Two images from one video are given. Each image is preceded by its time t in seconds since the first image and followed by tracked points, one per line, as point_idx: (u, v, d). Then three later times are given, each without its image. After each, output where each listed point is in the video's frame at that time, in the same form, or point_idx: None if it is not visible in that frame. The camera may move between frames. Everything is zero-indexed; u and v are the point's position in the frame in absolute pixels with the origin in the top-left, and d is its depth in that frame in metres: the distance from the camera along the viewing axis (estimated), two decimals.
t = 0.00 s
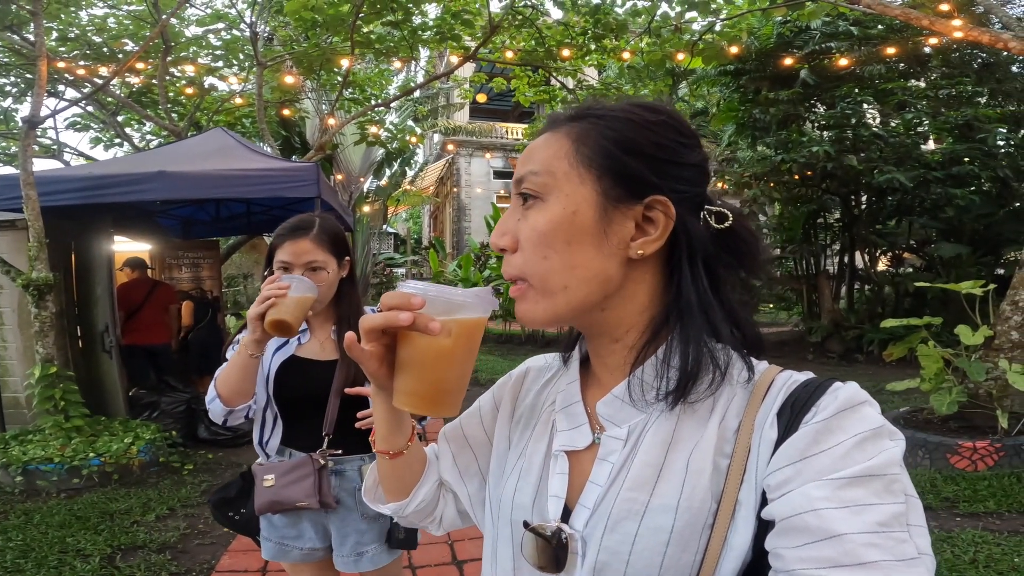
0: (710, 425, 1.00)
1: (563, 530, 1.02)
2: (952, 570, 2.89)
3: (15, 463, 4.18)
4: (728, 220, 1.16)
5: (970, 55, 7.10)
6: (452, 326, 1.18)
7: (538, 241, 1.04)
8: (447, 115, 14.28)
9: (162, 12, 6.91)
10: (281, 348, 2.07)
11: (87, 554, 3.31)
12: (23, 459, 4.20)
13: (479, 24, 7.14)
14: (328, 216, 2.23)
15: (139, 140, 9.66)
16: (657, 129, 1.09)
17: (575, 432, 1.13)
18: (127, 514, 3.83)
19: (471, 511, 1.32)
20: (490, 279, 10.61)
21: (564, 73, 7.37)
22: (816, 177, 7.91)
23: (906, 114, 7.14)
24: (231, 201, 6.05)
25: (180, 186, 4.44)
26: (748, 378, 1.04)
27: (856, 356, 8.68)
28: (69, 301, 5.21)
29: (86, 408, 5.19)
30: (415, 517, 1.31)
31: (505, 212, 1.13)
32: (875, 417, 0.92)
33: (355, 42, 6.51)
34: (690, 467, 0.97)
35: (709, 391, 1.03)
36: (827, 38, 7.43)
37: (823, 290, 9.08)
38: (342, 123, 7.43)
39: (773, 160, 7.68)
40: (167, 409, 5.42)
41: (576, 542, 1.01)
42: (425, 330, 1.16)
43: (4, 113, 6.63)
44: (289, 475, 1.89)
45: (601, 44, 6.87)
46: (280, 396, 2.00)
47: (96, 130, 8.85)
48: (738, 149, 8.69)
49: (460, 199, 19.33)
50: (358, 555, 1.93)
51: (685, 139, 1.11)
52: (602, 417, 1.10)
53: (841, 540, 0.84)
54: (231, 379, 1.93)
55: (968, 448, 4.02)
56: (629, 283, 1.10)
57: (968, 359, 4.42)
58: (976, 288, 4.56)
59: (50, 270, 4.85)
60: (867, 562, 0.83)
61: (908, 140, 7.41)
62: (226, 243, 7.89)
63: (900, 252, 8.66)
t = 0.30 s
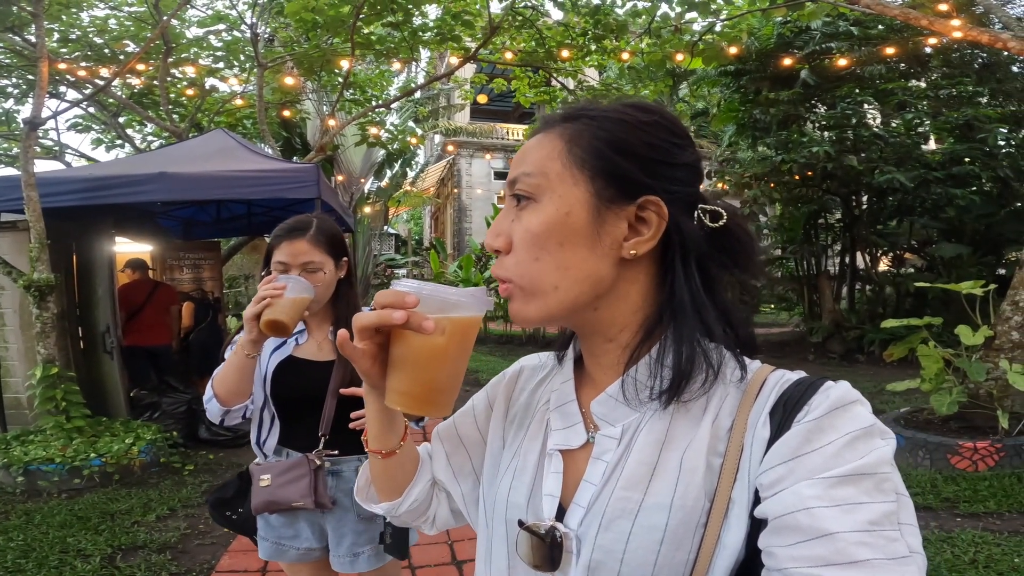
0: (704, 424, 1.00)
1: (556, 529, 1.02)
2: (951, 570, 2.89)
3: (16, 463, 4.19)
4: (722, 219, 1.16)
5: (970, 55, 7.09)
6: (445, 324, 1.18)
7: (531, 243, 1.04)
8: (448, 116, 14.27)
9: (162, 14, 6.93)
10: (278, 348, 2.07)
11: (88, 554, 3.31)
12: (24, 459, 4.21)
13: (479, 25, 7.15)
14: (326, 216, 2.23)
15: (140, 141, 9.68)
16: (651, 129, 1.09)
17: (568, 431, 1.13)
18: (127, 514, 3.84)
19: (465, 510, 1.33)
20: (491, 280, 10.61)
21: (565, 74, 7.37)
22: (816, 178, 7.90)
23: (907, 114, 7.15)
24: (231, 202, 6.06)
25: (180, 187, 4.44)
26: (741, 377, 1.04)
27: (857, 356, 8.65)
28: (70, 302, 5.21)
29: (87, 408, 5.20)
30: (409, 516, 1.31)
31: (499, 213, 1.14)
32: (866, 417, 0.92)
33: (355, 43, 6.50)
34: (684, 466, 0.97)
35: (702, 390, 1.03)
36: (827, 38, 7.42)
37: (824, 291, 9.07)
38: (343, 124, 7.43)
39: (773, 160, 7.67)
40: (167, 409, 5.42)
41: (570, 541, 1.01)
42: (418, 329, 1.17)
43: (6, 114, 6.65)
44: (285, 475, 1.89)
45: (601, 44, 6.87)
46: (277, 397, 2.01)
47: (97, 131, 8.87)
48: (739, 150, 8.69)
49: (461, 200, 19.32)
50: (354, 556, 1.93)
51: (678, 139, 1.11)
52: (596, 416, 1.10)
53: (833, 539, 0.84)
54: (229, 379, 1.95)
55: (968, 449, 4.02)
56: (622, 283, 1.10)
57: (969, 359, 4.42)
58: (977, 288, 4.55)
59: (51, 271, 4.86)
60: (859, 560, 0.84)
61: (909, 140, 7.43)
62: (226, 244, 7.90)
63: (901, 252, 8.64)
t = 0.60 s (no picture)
0: (697, 422, 1.01)
1: (552, 527, 1.03)
2: (951, 570, 2.89)
3: (17, 464, 4.21)
4: (714, 219, 1.15)
5: (970, 54, 7.13)
6: (439, 325, 1.19)
7: (525, 242, 1.04)
8: (449, 116, 14.26)
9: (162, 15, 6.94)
10: (275, 348, 2.08)
11: (88, 555, 3.32)
12: (25, 460, 4.22)
13: (479, 26, 7.16)
14: (323, 217, 2.24)
15: (141, 143, 9.70)
16: (644, 128, 1.10)
17: (563, 430, 1.13)
18: (128, 514, 3.84)
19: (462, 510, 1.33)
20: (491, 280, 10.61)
21: (565, 75, 7.37)
22: (816, 178, 7.90)
23: (906, 114, 7.16)
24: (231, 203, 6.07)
25: (180, 188, 4.45)
26: (733, 374, 1.05)
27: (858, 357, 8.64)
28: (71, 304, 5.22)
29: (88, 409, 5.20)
30: (406, 518, 1.31)
31: (493, 213, 1.14)
32: (857, 414, 0.93)
33: (355, 44, 6.50)
34: (677, 463, 0.97)
35: (695, 388, 1.04)
36: (827, 38, 7.41)
37: (824, 291, 9.06)
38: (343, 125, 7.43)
39: (773, 160, 7.67)
40: (168, 410, 5.43)
41: (566, 539, 1.02)
42: (415, 330, 1.17)
43: (6, 116, 6.67)
44: (280, 475, 1.89)
45: (601, 45, 6.88)
46: (273, 397, 2.01)
47: (98, 132, 8.88)
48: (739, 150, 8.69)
49: (461, 201, 19.32)
50: (350, 557, 1.93)
51: (671, 138, 1.11)
52: (590, 415, 1.11)
53: (825, 536, 0.85)
54: (225, 378, 1.96)
55: (969, 448, 4.01)
56: (617, 282, 1.11)
57: (968, 359, 4.41)
58: (976, 287, 4.54)
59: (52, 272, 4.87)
60: (851, 557, 0.84)
61: (909, 140, 7.43)
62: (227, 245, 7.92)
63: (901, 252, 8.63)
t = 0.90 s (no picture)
0: (695, 422, 1.01)
1: (548, 526, 1.03)
2: (950, 570, 2.89)
3: (17, 464, 4.21)
4: (710, 210, 1.15)
5: (969, 55, 7.18)
6: (444, 328, 1.18)
7: (514, 253, 1.04)
8: (449, 117, 14.09)
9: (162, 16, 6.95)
10: (271, 350, 2.08)
11: (88, 555, 3.32)
12: (25, 461, 4.23)
13: (479, 26, 7.14)
14: (320, 218, 2.23)
15: (141, 144, 9.71)
16: (625, 129, 1.09)
17: (560, 429, 1.13)
18: (127, 515, 3.85)
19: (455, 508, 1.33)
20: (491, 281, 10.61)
21: (565, 76, 7.36)
22: (816, 178, 7.89)
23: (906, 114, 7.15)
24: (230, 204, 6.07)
25: (179, 189, 4.45)
26: (729, 374, 1.05)
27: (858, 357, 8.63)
28: (71, 305, 5.22)
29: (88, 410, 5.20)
30: (397, 514, 1.32)
31: (483, 223, 1.14)
32: (854, 414, 0.93)
33: (354, 45, 6.49)
34: (675, 463, 0.97)
35: (691, 389, 1.03)
36: (826, 38, 7.40)
37: (824, 291, 9.06)
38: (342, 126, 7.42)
39: (772, 160, 7.67)
40: (168, 411, 5.43)
41: (563, 538, 1.01)
42: (419, 331, 1.17)
43: (7, 117, 6.67)
44: (274, 476, 1.90)
45: (600, 45, 6.88)
46: (268, 399, 2.02)
47: (98, 133, 8.89)
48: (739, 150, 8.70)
49: (461, 201, 19.32)
50: (344, 559, 1.92)
51: (655, 137, 1.10)
52: (588, 414, 1.11)
53: (823, 536, 0.85)
54: (220, 380, 1.95)
55: (968, 449, 4.01)
56: (611, 286, 1.11)
57: (968, 359, 4.41)
58: (975, 288, 4.54)
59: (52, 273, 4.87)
60: (848, 557, 0.84)
61: (908, 140, 7.43)
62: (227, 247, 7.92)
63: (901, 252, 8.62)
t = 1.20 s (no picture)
0: (693, 423, 1.00)
1: (543, 527, 1.02)
2: (950, 570, 2.89)
3: (17, 465, 4.21)
4: (694, 197, 1.15)
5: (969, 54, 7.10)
6: (455, 337, 1.17)
7: (508, 273, 1.03)
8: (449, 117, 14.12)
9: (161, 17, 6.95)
10: (263, 352, 2.07)
11: (87, 556, 3.32)
12: (24, 462, 4.22)
13: (478, 26, 7.13)
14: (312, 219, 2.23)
15: (140, 145, 9.71)
16: (599, 134, 1.07)
17: (556, 429, 1.12)
18: (127, 515, 3.84)
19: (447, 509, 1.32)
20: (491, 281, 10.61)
21: (563, 76, 7.34)
22: (815, 177, 7.87)
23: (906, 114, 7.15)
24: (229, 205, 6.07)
25: (178, 190, 4.45)
26: (725, 375, 1.04)
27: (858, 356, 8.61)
28: (71, 306, 5.22)
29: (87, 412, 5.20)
30: (387, 510, 1.31)
31: (472, 242, 1.13)
32: (851, 417, 0.92)
33: (353, 46, 6.48)
34: (672, 464, 0.97)
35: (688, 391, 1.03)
36: (825, 37, 7.40)
37: (824, 291, 9.04)
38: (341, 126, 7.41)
39: (772, 161, 7.66)
40: (168, 411, 5.50)
41: (558, 539, 1.00)
42: (430, 337, 1.15)
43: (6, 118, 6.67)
44: (266, 479, 1.90)
45: (600, 45, 6.87)
46: (260, 401, 2.01)
47: (97, 134, 8.89)
48: (739, 149, 8.69)
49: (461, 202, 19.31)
50: (336, 562, 1.91)
51: (630, 137, 1.09)
52: (585, 415, 1.10)
53: (820, 538, 0.84)
54: (210, 382, 1.98)
55: (969, 448, 4.00)
56: (608, 294, 1.10)
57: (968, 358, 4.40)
58: (975, 287, 4.53)
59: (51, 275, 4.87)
60: (845, 559, 0.84)
61: (907, 139, 7.43)
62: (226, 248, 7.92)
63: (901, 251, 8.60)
